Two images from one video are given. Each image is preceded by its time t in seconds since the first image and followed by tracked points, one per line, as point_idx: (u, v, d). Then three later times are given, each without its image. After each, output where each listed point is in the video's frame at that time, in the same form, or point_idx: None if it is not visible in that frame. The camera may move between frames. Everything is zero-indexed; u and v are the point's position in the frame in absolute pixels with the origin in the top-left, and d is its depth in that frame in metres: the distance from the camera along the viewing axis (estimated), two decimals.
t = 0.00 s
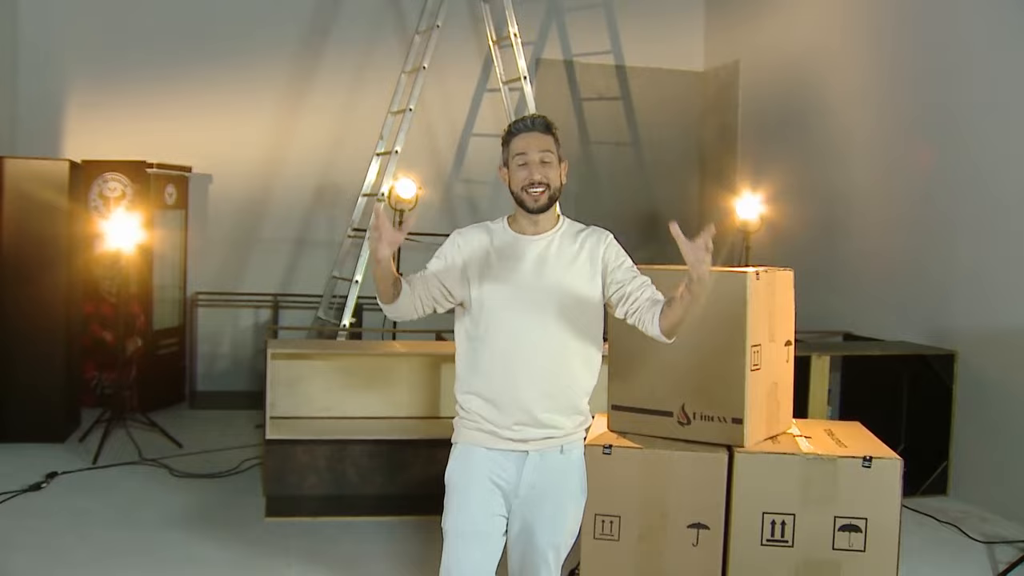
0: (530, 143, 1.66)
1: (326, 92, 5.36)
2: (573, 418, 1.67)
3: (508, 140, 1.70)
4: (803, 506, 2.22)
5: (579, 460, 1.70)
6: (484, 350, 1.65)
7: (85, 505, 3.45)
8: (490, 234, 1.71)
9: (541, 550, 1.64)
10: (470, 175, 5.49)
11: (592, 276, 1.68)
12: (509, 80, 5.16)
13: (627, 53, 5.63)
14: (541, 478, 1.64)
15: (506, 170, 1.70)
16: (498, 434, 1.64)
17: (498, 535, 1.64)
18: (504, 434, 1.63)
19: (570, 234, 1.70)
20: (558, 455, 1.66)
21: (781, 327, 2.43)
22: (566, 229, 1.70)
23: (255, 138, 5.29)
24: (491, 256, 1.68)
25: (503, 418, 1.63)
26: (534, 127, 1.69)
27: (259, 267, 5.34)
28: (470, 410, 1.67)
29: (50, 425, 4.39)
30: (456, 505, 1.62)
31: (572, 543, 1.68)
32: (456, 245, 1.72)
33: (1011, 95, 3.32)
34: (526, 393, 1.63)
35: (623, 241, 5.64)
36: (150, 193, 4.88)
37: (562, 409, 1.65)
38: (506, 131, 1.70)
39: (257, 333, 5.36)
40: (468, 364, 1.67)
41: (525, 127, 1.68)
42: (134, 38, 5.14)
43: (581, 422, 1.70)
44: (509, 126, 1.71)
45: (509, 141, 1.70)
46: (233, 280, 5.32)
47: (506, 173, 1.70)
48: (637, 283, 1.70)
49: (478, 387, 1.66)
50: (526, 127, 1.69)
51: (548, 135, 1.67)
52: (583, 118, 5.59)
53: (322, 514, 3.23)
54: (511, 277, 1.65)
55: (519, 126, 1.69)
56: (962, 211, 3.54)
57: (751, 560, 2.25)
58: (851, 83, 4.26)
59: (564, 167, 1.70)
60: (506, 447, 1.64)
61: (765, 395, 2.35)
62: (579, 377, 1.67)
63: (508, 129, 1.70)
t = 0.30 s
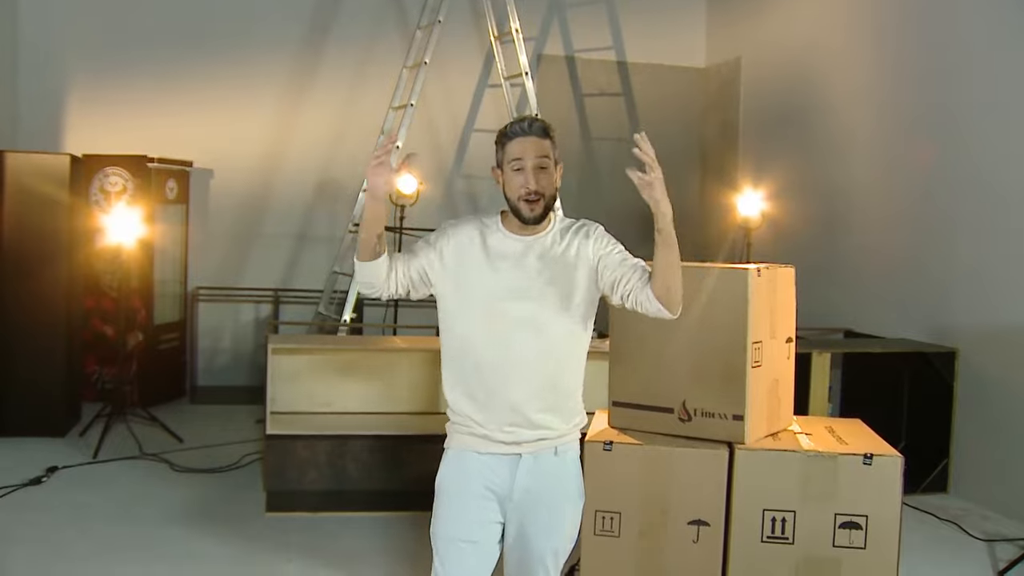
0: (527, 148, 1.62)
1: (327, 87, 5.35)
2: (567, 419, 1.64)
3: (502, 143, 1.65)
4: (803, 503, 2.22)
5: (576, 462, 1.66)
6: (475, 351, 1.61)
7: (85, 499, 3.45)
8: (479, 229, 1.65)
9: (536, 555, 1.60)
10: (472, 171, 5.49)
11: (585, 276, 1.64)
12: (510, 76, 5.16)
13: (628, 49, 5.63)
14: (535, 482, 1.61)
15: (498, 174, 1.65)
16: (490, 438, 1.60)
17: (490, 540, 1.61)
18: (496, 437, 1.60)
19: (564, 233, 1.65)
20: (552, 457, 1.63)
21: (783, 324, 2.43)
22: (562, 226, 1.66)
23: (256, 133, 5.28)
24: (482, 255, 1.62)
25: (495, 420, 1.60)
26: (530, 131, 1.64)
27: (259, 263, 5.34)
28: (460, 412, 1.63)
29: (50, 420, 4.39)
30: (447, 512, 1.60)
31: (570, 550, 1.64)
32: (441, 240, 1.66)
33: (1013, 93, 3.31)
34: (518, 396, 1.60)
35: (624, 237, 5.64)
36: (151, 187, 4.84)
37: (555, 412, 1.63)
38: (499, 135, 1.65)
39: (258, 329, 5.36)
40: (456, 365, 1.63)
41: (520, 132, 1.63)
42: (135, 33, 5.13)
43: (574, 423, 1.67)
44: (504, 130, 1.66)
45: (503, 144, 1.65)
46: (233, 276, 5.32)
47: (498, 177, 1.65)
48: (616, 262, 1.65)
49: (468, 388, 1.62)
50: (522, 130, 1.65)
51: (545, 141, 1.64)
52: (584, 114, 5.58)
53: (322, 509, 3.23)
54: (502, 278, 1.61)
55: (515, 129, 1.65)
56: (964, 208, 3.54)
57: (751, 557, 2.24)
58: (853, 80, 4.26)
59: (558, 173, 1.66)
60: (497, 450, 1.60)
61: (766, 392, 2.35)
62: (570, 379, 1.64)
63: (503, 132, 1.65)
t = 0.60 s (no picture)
0: (503, 143, 1.70)
1: (334, 93, 5.36)
2: (551, 437, 1.67)
3: (480, 140, 1.73)
4: (811, 510, 2.22)
5: (560, 481, 1.68)
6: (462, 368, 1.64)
7: (92, 506, 3.46)
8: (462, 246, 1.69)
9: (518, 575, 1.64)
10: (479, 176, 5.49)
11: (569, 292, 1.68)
12: (517, 82, 5.16)
13: (635, 55, 5.63)
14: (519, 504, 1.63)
15: (478, 172, 1.73)
16: (474, 455, 1.63)
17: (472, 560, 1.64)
18: (481, 454, 1.62)
19: (545, 243, 1.69)
20: (536, 476, 1.65)
21: (791, 330, 2.42)
22: (540, 236, 1.70)
23: (264, 138, 5.29)
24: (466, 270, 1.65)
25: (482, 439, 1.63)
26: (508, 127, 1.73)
27: (267, 268, 5.35)
28: (446, 429, 1.66)
29: (58, 426, 4.41)
30: (427, 532, 1.63)
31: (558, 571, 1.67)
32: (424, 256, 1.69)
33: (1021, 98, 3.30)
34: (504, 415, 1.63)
35: (632, 243, 5.63)
36: (158, 193, 4.86)
37: (542, 430, 1.65)
38: (478, 133, 1.74)
39: (265, 335, 5.36)
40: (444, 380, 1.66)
41: (498, 129, 1.72)
42: (142, 39, 5.14)
43: (558, 440, 1.69)
44: (483, 128, 1.74)
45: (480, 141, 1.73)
46: (241, 281, 5.32)
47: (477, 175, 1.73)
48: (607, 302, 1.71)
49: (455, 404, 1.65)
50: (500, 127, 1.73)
51: (521, 136, 1.71)
52: (591, 120, 5.58)
53: (329, 515, 3.24)
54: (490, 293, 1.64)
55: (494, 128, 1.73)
56: (972, 213, 3.53)
57: (760, 564, 2.24)
58: (860, 84, 4.25)
59: (536, 168, 1.73)
60: (480, 469, 1.63)
61: (774, 398, 2.34)
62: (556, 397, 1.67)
63: (480, 130, 1.74)
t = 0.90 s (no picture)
0: (493, 134, 1.57)
1: (346, 99, 5.37)
2: (545, 442, 1.53)
3: (469, 132, 1.60)
4: (824, 517, 2.22)
5: (557, 482, 1.54)
6: (447, 371, 1.49)
7: (104, 511, 3.46)
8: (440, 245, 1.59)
9: None
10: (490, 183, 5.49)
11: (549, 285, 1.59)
12: (529, 88, 5.16)
13: (646, 61, 5.63)
14: (518, 514, 1.48)
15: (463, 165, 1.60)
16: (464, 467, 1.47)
17: None
18: (472, 467, 1.47)
19: (528, 238, 1.61)
20: (531, 481, 1.50)
21: (804, 337, 2.42)
22: (526, 232, 1.62)
23: (276, 144, 5.31)
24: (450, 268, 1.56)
25: (475, 448, 1.47)
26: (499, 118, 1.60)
27: (278, 274, 5.35)
28: (429, 442, 1.49)
29: (70, 431, 4.42)
30: (424, 556, 1.48)
31: None
32: (406, 259, 1.58)
33: None
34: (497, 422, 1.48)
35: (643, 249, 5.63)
36: (171, 200, 4.88)
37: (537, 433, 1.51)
38: (467, 124, 1.61)
39: (277, 340, 5.37)
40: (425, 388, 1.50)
41: (489, 120, 1.59)
42: (155, 46, 5.16)
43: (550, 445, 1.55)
44: (473, 118, 1.62)
45: (469, 132, 1.61)
46: (253, 287, 5.34)
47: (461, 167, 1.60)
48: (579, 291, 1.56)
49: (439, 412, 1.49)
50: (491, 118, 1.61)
51: (512, 129, 1.59)
52: (603, 126, 5.58)
53: (341, 521, 3.24)
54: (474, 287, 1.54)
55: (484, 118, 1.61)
56: (986, 220, 3.51)
57: (773, 571, 2.24)
58: (872, 91, 4.25)
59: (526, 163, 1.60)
60: (473, 481, 1.47)
61: (786, 405, 2.34)
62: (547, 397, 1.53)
63: (470, 120, 1.61)
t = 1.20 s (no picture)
0: (476, 129, 1.57)
1: (356, 100, 5.37)
2: (536, 446, 1.52)
3: (451, 127, 1.61)
4: (835, 520, 2.21)
5: (551, 488, 1.53)
6: (430, 377, 1.49)
7: (114, 511, 3.47)
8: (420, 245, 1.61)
9: None
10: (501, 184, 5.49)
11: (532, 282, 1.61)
12: (539, 90, 5.16)
13: (657, 62, 5.62)
14: (512, 522, 1.47)
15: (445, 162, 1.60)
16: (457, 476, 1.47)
17: None
18: (461, 477, 1.46)
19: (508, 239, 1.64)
20: (523, 488, 1.49)
21: (814, 340, 2.41)
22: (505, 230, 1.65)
23: (286, 146, 5.32)
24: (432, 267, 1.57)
25: (461, 457, 1.47)
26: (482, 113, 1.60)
27: (289, 276, 5.36)
28: (417, 453, 1.50)
29: (82, 432, 4.44)
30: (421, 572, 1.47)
31: None
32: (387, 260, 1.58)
33: None
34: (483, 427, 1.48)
35: (653, 250, 5.62)
36: (181, 202, 4.88)
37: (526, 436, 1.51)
38: (449, 118, 1.61)
39: (288, 341, 5.38)
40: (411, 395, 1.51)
41: (473, 114, 1.59)
42: (166, 48, 5.17)
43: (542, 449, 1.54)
44: (455, 113, 1.62)
45: (451, 127, 1.60)
46: (263, 289, 5.34)
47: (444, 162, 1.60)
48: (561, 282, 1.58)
49: (427, 419, 1.49)
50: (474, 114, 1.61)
51: (495, 124, 1.59)
52: (613, 127, 5.58)
53: (350, 522, 3.24)
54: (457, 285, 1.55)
55: (467, 114, 1.61)
56: (999, 221, 3.50)
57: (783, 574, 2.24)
58: (883, 92, 4.23)
59: (509, 160, 1.61)
60: (463, 492, 1.47)
61: (797, 408, 2.33)
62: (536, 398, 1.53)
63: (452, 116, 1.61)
